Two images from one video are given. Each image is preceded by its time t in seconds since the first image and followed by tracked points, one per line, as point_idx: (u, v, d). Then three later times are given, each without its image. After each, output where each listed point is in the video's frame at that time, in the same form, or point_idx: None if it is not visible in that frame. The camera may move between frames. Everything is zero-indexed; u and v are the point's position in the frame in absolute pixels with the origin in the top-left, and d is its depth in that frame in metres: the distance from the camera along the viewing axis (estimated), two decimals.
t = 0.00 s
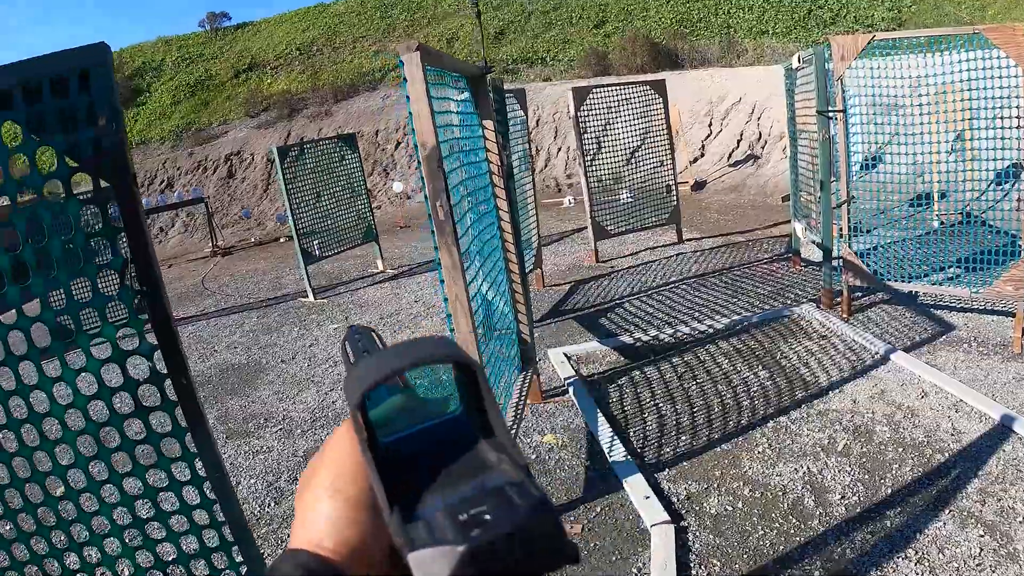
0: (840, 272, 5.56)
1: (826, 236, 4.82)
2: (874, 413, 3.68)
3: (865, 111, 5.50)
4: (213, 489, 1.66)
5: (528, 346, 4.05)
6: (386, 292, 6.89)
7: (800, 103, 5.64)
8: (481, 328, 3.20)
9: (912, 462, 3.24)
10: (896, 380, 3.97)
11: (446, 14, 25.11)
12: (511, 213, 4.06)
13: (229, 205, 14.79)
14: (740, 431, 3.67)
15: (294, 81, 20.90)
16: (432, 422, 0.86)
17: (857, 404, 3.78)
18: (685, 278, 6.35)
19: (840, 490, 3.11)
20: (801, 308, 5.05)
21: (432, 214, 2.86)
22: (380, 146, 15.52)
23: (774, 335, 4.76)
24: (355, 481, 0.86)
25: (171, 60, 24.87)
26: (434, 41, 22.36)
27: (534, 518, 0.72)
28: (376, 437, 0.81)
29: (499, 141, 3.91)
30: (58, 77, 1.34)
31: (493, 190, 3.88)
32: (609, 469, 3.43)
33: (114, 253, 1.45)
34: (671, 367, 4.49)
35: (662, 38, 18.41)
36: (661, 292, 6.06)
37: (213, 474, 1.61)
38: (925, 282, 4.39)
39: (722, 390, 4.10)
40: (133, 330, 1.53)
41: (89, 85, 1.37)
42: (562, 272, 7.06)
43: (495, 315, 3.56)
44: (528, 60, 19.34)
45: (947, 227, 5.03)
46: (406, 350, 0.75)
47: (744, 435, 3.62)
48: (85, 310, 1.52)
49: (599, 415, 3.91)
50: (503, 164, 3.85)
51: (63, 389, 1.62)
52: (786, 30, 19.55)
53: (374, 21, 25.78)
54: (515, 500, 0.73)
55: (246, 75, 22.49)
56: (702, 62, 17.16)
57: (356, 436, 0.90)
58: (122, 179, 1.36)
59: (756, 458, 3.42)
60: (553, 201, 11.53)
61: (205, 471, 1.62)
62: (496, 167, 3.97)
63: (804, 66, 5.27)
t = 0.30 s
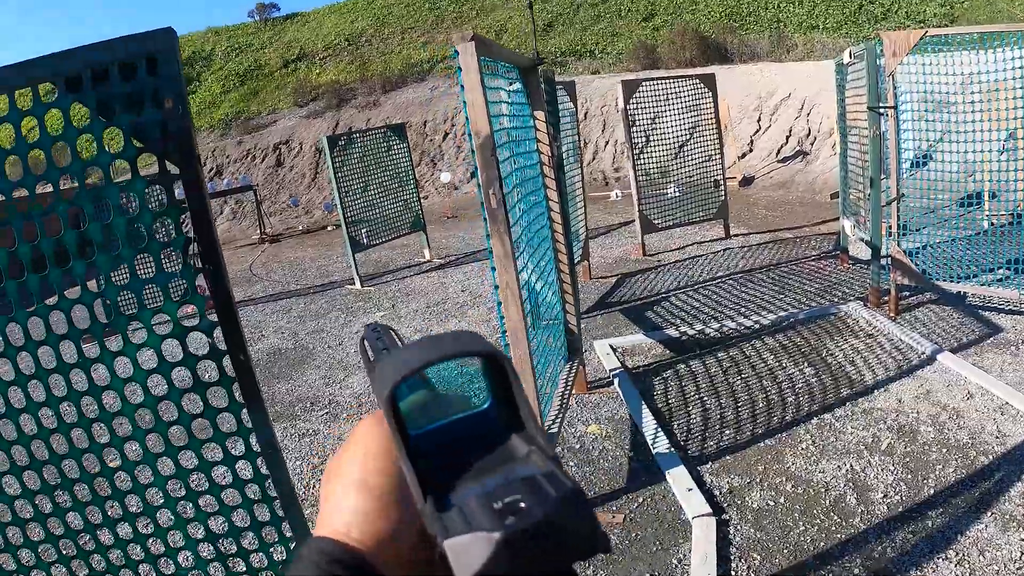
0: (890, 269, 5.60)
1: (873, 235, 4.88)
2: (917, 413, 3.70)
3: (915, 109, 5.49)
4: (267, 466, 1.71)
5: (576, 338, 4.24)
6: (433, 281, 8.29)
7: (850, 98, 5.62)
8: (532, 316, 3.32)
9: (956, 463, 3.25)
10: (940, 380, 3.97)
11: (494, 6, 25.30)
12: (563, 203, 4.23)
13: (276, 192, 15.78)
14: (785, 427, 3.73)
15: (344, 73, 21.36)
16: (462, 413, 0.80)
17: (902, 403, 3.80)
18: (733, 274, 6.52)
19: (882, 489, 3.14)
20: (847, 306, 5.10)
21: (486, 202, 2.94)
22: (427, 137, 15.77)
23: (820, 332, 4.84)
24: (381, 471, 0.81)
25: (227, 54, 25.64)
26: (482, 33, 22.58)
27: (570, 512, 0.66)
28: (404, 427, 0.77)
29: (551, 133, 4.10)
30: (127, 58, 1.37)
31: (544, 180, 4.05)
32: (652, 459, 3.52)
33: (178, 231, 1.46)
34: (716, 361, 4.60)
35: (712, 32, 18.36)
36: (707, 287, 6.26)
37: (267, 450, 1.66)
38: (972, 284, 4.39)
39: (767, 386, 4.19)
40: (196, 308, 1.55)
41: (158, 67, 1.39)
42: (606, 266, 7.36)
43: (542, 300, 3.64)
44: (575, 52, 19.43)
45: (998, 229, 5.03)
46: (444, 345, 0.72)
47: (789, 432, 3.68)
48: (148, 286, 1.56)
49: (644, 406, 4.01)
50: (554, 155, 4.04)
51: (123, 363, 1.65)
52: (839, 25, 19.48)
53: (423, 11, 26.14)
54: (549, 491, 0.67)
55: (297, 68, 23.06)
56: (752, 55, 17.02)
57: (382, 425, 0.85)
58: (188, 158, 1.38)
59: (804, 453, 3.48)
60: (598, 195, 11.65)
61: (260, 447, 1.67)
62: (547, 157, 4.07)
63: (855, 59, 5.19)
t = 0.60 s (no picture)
0: (905, 269, 5.60)
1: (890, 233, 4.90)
2: (931, 412, 3.71)
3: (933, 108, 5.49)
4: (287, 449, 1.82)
5: (592, 334, 4.29)
6: (449, 277, 8.36)
7: (867, 97, 5.63)
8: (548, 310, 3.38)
9: (970, 462, 3.27)
10: (955, 379, 3.99)
11: (511, 5, 25.36)
12: (580, 198, 4.30)
13: (293, 189, 15.94)
14: (799, 424, 3.77)
15: (360, 70, 21.50)
16: (491, 404, 0.78)
17: (917, 402, 3.82)
18: (749, 273, 6.54)
19: (896, 486, 3.17)
20: (863, 305, 5.11)
21: (505, 197, 3.00)
22: (443, 135, 15.86)
23: (835, 330, 4.86)
24: (411, 464, 0.80)
25: (245, 51, 25.85)
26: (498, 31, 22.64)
27: (600, 502, 0.65)
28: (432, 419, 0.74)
29: (568, 129, 4.17)
30: (154, 50, 1.43)
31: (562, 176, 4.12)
32: (666, 454, 3.57)
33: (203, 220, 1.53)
34: (732, 358, 4.63)
35: (728, 31, 18.32)
36: (722, 286, 6.28)
37: (287, 433, 1.76)
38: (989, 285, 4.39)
39: (781, 383, 4.22)
40: (220, 295, 1.61)
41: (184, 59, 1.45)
42: (621, 264, 7.40)
43: (558, 296, 3.69)
44: (591, 51, 19.45)
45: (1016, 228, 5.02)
46: (469, 337, 0.68)
47: (803, 429, 3.72)
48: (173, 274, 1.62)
49: (658, 402, 4.05)
50: (571, 151, 4.10)
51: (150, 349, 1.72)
52: (856, 24, 19.42)
53: (440, 10, 26.24)
54: (578, 482, 0.66)
55: (315, 65, 23.23)
56: (769, 53, 16.94)
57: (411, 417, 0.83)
58: (213, 148, 1.45)
59: (818, 451, 3.51)
60: (614, 193, 11.69)
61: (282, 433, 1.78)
62: (564, 154, 4.15)
63: (872, 58, 5.21)
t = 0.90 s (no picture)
0: (910, 271, 5.63)
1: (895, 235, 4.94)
2: (936, 413, 3.75)
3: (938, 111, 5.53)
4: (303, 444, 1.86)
5: (600, 334, 4.35)
6: (455, 277, 8.41)
7: (873, 100, 5.67)
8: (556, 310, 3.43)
9: (973, 463, 3.30)
10: (959, 381, 4.02)
11: (516, 5, 25.42)
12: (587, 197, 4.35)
13: (299, 188, 16.02)
14: (804, 425, 3.81)
15: (366, 70, 21.59)
16: (464, 410, 0.75)
17: (921, 403, 3.86)
18: (754, 274, 6.58)
19: (900, 487, 3.21)
20: (868, 307, 5.14)
21: (515, 197, 3.05)
22: (449, 135, 15.91)
23: (840, 332, 4.89)
24: (387, 472, 0.76)
25: (251, 51, 25.94)
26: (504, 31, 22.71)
27: (566, 513, 0.61)
28: (402, 425, 0.71)
29: (576, 129, 4.23)
30: (175, 51, 1.44)
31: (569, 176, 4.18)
32: (671, 453, 3.61)
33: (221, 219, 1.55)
34: (738, 359, 4.67)
35: (734, 32, 18.36)
36: (728, 287, 6.32)
37: (303, 430, 1.78)
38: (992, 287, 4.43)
39: (787, 384, 4.27)
40: (238, 291, 1.64)
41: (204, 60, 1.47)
42: (627, 265, 7.45)
43: (566, 296, 3.73)
44: (597, 52, 19.51)
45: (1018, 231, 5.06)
46: (437, 343, 0.65)
47: (808, 429, 3.76)
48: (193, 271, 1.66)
49: (664, 402, 4.09)
50: (579, 151, 4.16)
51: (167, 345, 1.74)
52: (862, 26, 19.47)
53: (445, 10, 26.31)
54: (544, 492, 0.62)
55: (321, 65, 23.33)
56: (775, 55, 16.94)
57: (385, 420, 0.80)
58: (232, 148, 1.46)
59: (823, 451, 3.55)
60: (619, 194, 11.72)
61: (298, 429, 1.81)
62: (573, 155, 4.21)
63: (878, 61, 5.25)
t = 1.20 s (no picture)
0: (911, 275, 5.65)
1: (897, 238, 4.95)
2: (936, 416, 3.77)
3: (940, 115, 5.55)
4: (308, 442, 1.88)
5: (601, 336, 4.37)
6: (458, 278, 8.43)
7: (875, 103, 5.69)
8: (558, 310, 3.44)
9: (973, 466, 3.32)
10: (959, 384, 4.04)
11: (520, 7, 25.43)
12: (589, 199, 4.38)
13: (302, 187, 16.05)
14: (805, 427, 3.83)
15: (370, 70, 21.62)
16: (456, 403, 0.77)
17: (921, 406, 3.88)
18: (756, 276, 6.60)
19: (899, 489, 3.23)
20: (869, 310, 5.16)
21: (518, 198, 3.07)
22: (452, 135, 15.93)
23: (841, 335, 4.91)
24: (380, 463, 0.78)
25: (254, 50, 25.97)
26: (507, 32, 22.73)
27: (560, 506, 0.60)
28: (395, 420, 0.73)
29: (579, 131, 4.26)
30: (186, 53, 1.46)
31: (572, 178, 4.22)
32: (672, 454, 3.63)
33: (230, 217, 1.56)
34: (739, 361, 4.70)
35: (738, 35, 18.38)
36: (729, 289, 6.34)
37: (308, 426, 1.81)
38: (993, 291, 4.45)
39: (788, 386, 4.29)
40: (245, 289, 1.66)
41: (214, 61, 1.49)
42: (629, 266, 7.47)
43: (568, 297, 3.75)
44: (600, 53, 19.54)
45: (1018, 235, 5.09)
46: (428, 335, 0.66)
47: (808, 432, 3.78)
48: (200, 269, 1.68)
49: (665, 404, 4.11)
50: (582, 153, 4.20)
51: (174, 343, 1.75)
52: (865, 29, 19.51)
53: (448, 11, 26.33)
54: (538, 486, 0.62)
55: (324, 65, 23.36)
56: (778, 57, 16.95)
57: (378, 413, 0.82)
58: (241, 146, 1.48)
59: (823, 453, 3.57)
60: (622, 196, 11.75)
61: (303, 427, 1.83)
62: (576, 156, 4.23)
63: (881, 65, 5.28)
